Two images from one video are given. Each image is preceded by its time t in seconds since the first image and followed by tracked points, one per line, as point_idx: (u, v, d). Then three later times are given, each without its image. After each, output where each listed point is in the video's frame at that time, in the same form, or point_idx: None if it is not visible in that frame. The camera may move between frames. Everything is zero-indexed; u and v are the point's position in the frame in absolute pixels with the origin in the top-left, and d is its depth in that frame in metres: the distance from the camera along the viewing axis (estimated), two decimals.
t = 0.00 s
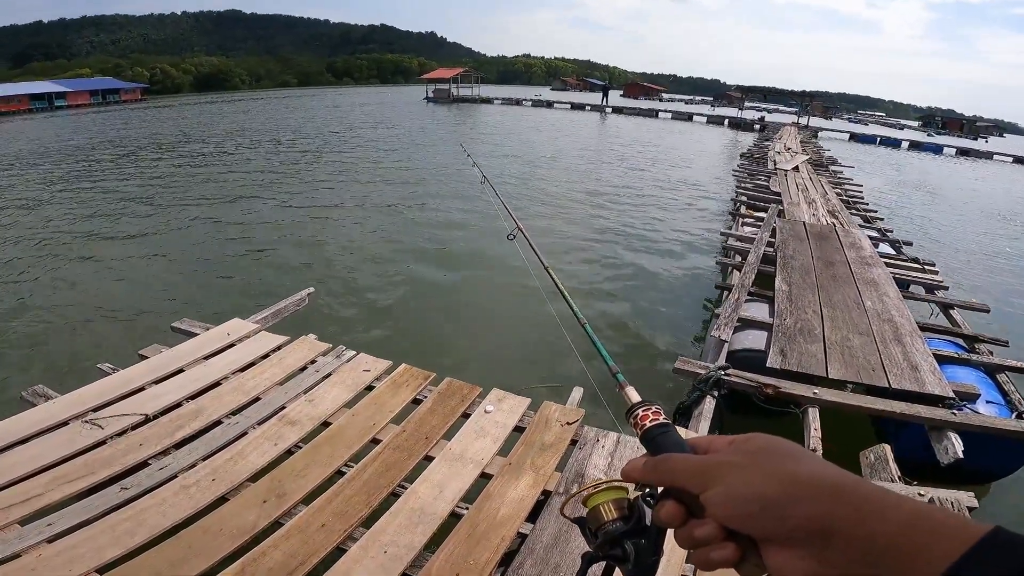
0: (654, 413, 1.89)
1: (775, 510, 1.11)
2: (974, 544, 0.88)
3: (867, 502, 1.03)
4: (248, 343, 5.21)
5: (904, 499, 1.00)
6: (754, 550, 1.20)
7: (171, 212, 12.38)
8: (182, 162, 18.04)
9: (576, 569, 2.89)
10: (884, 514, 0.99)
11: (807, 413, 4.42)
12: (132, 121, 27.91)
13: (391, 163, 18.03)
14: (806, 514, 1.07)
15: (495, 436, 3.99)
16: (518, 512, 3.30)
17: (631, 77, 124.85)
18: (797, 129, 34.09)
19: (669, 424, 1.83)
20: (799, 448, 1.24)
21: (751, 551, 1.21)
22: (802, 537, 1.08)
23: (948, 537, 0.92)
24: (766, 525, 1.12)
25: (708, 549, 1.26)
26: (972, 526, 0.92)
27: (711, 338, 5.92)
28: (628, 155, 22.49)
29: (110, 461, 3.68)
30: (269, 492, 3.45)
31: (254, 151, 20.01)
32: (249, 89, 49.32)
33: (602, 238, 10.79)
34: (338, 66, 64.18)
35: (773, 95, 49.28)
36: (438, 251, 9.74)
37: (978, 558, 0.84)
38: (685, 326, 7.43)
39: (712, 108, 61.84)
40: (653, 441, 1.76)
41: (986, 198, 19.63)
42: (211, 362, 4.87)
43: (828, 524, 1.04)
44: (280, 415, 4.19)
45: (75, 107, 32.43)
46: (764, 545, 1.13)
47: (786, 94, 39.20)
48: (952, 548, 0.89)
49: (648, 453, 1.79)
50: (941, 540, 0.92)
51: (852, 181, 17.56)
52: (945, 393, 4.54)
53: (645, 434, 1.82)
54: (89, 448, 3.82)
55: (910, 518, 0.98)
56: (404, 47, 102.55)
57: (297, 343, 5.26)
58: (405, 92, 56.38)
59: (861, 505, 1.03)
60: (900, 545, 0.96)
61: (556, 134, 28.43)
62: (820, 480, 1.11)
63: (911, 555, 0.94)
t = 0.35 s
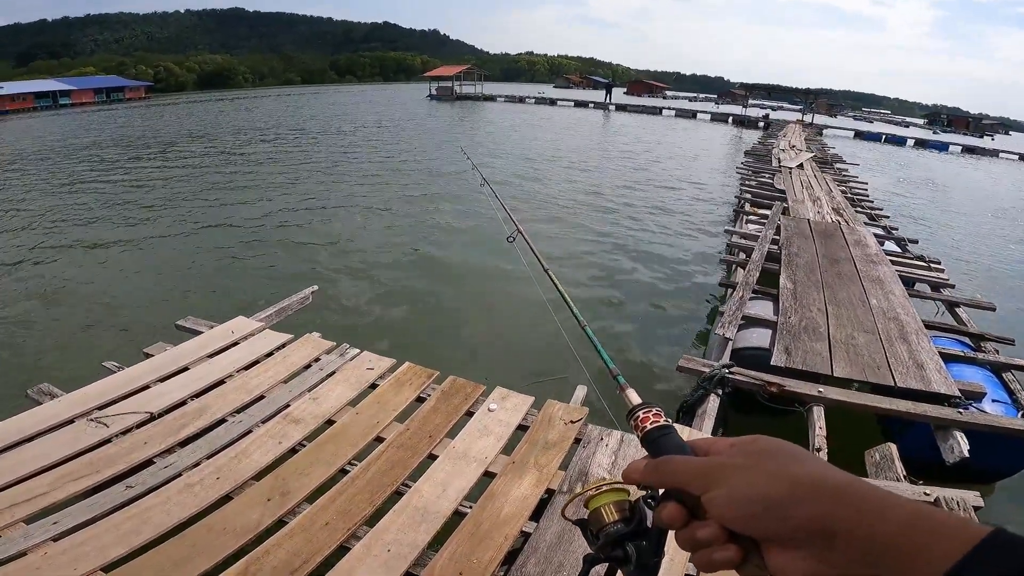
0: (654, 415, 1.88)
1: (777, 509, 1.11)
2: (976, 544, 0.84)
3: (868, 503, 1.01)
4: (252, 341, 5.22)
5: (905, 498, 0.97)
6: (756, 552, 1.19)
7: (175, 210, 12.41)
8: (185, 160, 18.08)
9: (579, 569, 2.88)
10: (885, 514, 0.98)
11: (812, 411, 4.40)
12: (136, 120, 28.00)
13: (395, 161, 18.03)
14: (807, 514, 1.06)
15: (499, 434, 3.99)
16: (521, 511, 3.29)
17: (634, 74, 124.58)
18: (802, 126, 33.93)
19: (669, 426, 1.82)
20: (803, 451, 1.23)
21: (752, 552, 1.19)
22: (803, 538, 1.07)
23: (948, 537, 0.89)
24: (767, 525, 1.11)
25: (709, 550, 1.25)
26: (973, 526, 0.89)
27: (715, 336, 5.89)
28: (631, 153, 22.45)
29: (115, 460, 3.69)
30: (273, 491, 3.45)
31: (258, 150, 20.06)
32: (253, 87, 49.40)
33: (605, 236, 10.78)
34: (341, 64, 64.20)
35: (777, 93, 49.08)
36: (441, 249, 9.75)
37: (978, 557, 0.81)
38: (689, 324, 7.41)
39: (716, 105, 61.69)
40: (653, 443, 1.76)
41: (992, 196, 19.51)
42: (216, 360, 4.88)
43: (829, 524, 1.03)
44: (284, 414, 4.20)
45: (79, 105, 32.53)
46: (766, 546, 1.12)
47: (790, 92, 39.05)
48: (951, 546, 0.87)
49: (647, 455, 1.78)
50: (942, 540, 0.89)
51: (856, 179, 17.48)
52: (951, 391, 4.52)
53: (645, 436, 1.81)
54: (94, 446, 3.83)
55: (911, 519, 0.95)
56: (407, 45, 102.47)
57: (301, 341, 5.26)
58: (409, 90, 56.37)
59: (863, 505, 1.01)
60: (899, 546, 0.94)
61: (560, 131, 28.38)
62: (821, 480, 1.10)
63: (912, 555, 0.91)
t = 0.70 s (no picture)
0: (654, 413, 1.87)
1: (774, 508, 1.10)
2: (976, 544, 0.83)
3: (864, 502, 1.00)
4: (255, 340, 5.23)
5: (906, 499, 0.96)
6: (754, 550, 1.19)
7: (179, 209, 12.45)
8: (190, 159, 18.14)
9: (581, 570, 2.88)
10: (885, 513, 0.97)
11: (816, 413, 4.38)
12: (142, 119, 28.13)
13: (399, 161, 18.07)
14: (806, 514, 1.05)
15: (501, 435, 3.99)
16: (523, 511, 3.29)
17: (638, 75, 124.46)
18: (806, 127, 33.85)
19: (669, 424, 1.81)
20: (803, 450, 1.22)
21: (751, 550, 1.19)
22: (804, 538, 1.06)
23: (948, 537, 0.88)
24: (766, 525, 1.11)
25: (708, 548, 1.25)
26: (976, 527, 0.87)
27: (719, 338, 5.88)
28: (635, 154, 22.44)
29: (118, 459, 3.70)
30: (275, 491, 3.46)
31: (263, 149, 20.13)
32: (258, 87, 49.54)
33: (609, 237, 10.77)
34: (345, 64, 64.35)
35: (782, 94, 48.89)
36: (444, 249, 9.76)
37: (977, 556, 0.81)
38: (692, 326, 7.39)
39: (720, 107, 61.60)
40: (652, 441, 1.75)
41: (998, 198, 19.37)
42: (219, 359, 4.89)
43: (829, 523, 1.02)
44: (286, 414, 4.20)
45: (85, 105, 32.69)
46: (765, 545, 1.11)
47: (795, 93, 38.93)
48: (952, 545, 0.86)
49: (647, 452, 1.77)
50: (942, 540, 0.88)
51: (861, 180, 17.42)
52: (955, 394, 4.49)
53: (644, 433, 1.80)
54: (98, 444, 3.84)
55: (911, 518, 0.94)
56: (411, 45, 102.61)
57: (304, 340, 5.27)
58: (413, 90, 56.47)
59: (862, 505, 1.00)
60: (900, 545, 0.93)
61: (564, 132, 28.38)
62: (820, 480, 1.09)
63: (914, 556, 0.90)
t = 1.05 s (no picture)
0: (652, 411, 1.87)
1: (773, 506, 1.10)
2: (974, 542, 0.83)
3: (863, 501, 1.00)
4: (258, 337, 5.24)
5: (907, 498, 0.95)
6: (753, 548, 1.19)
7: (182, 207, 12.47)
8: (192, 157, 18.15)
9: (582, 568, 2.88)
10: (883, 512, 0.97)
11: (818, 411, 4.37)
12: (145, 117, 28.17)
13: (401, 159, 18.07)
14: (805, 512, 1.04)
15: (502, 432, 3.99)
16: (525, 509, 3.29)
17: (641, 73, 124.17)
18: (809, 125, 33.70)
19: (667, 422, 1.81)
20: (802, 449, 1.21)
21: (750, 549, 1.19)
22: (803, 536, 1.06)
23: (947, 537, 0.87)
24: (765, 523, 1.10)
25: (706, 546, 1.25)
26: (976, 526, 0.87)
27: (721, 335, 5.86)
28: (638, 152, 22.39)
29: (122, 456, 3.71)
30: (278, 488, 3.46)
31: (265, 147, 20.13)
32: (260, 85, 49.55)
33: (611, 235, 10.75)
34: (348, 62, 64.30)
35: (785, 92, 48.65)
36: (446, 247, 9.75)
37: (976, 554, 0.80)
38: (694, 323, 7.38)
39: (723, 105, 61.37)
40: (650, 439, 1.74)
41: (1003, 197, 19.25)
42: (222, 356, 4.91)
43: (828, 522, 1.02)
44: (289, 410, 4.21)
45: (88, 103, 32.74)
46: (764, 544, 1.11)
47: (799, 91, 38.78)
48: (951, 546, 0.85)
49: (645, 450, 1.77)
50: (941, 539, 0.88)
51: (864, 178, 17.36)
52: (959, 393, 4.47)
53: (643, 431, 1.80)
54: (102, 441, 3.86)
55: (912, 519, 0.94)
56: (414, 42, 102.49)
57: (307, 337, 5.28)
58: (416, 87, 56.40)
59: (862, 504, 1.00)
60: (901, 545, 0.92)
61: (566, 130, 28.35)
62: (820, 478, 1.09)
63: (913, 556, 0.90)
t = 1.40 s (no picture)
0: (652, 413, 1.88)
1: (774, 506, 1.10)
2: (974, 543, 0.83)
3: (863, 501, 1.00)
4: (258, 335, 5.25)
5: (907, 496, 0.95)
6: (752, 548, 1.19)
7: (182, 204, 12.48)
8: (193, 155, 18.16)
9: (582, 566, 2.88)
10: (882, 513, 0.97)
11: (818, 410, 4.38)
12: (146, 115, 28.19)
13: (402, 157, 18.07)
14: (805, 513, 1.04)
15: (503, 430, 4.00)
16: (525, 507, 3.29)
17: (642, 71, 123.75)
18: (811, 124, 33.62)
19: (667, 424, 1.81)
20: (801, 451, 1.22)
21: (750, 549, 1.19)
22: (804, 536, 1.06)
23: (947, 537, 0.87)
24: (765, 524, 1.11)
25: (706, 546, 1.25)
26: (975, 526, 0.87)
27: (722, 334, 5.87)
28: (639, 150, 22.37)
29: (123, 453, 3.72)
30: (279, 485, 3.47)
31: (266, 145, 20.15)
32: (261, 83, 49.55)
33: (612, 233, 10.75)
34: (349, 60, 64.27)
35: (786, 91, 48.55)
36: (447, 245, 9.75)
37: (976, 554, 0.80)
38: (695, 322, 7.38)
39: (724, 103, 61.28)
40: (650, 440, 1.75)
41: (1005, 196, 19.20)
42: (222, 354, 4.91)
43: (828, 521, 1.02)
44: (289, 408, 4.22)
45: (89, 101, 32.74)
46: (764, 544, 1.12)
47: (801, 90, 38.72)
48: (952, 545, 0.86)
49: (644, 452, 1.78)
50: (941, 540, 0.88)
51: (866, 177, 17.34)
52: (959, 392, 4.48)
53: (642, 433, 1.81)
54: (103, 438, 3.87)
55: (911, 518, 0.94)
56: (415, 41, 102.42)
57: (307, 335, 5.29)
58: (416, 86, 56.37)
59: (862, 504, 1.00)
60: (901, 546, 0.92)
61: (567, 129, 28.32)
62: (819, 479, 1.09)
63: (914, 555, 0.90)
